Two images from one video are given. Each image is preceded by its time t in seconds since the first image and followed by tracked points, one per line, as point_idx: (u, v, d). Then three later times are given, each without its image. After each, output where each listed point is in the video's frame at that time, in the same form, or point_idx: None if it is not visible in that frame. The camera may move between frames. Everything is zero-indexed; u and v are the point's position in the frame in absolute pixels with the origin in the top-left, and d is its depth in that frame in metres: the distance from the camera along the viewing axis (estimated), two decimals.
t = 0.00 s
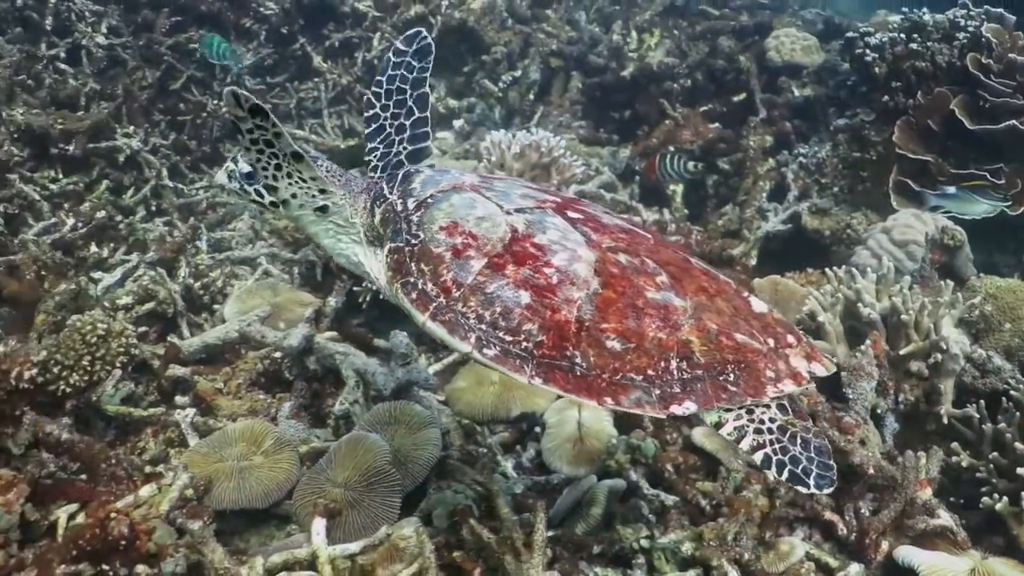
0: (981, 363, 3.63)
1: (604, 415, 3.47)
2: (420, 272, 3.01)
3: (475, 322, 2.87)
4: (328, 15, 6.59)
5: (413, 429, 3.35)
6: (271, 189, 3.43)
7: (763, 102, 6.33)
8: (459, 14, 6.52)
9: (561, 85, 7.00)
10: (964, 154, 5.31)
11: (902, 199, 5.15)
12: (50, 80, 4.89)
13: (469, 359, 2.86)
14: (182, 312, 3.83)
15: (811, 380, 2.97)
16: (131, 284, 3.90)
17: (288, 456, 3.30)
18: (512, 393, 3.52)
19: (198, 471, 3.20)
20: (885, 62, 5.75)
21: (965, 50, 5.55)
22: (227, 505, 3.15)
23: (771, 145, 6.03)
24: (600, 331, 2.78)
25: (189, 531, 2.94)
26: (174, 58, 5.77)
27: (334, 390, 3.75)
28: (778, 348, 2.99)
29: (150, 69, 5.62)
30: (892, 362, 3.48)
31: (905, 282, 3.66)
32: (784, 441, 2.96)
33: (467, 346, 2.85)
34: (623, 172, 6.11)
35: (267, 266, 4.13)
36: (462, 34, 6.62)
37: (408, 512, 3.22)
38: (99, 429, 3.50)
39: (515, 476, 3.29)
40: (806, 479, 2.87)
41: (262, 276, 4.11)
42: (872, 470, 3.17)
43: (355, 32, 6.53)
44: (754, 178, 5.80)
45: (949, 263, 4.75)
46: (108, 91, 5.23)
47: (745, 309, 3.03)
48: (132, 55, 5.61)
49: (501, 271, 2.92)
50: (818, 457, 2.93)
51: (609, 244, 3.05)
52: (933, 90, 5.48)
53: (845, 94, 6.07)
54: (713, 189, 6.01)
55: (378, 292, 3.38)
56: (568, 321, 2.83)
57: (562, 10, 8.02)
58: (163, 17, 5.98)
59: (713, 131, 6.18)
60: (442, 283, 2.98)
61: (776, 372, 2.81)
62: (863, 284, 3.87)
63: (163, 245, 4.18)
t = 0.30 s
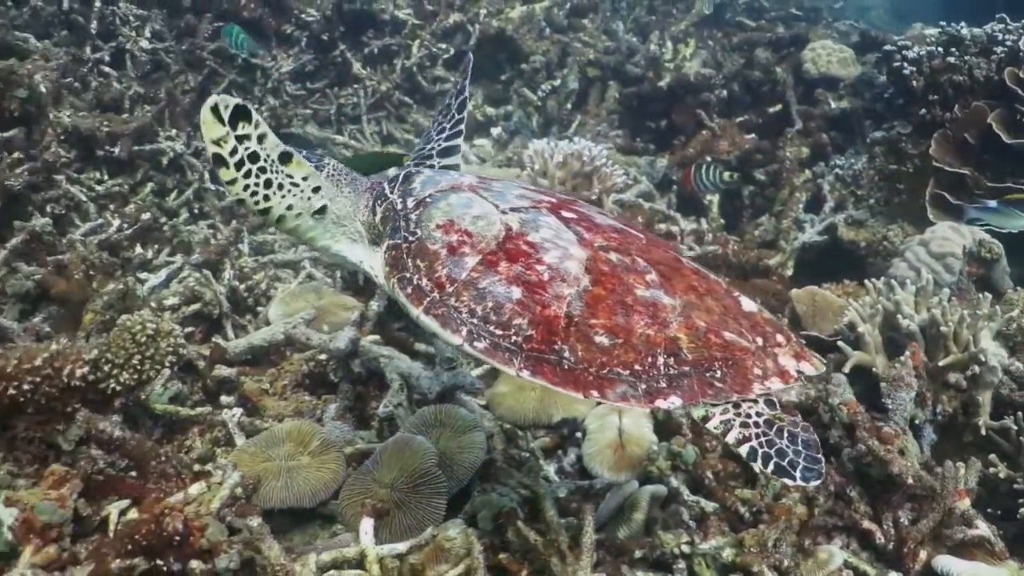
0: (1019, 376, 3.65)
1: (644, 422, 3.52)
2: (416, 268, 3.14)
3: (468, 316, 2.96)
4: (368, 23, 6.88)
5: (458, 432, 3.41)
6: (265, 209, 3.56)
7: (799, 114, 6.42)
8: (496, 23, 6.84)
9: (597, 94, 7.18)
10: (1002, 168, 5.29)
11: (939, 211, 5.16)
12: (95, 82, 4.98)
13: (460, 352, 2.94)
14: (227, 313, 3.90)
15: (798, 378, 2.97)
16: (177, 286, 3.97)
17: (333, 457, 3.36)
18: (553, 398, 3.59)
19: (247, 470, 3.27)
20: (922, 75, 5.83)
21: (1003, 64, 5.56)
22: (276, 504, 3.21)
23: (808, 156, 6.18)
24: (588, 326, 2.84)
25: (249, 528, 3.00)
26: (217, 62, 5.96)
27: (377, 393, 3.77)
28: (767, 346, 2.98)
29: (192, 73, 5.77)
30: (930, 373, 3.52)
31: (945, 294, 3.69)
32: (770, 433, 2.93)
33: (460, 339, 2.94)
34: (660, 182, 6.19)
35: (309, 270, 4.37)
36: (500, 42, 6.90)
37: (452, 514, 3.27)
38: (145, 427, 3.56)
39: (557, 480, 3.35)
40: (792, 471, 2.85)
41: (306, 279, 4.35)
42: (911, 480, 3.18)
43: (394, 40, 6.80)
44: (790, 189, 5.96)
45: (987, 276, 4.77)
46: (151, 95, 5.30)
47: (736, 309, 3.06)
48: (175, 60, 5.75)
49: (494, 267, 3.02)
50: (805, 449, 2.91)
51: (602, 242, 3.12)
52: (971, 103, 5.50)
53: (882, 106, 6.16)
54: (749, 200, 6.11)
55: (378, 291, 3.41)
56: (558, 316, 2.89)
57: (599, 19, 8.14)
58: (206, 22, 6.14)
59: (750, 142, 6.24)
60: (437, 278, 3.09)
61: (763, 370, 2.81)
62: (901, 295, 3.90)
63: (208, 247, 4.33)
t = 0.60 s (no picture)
0: None
1: (683, 436, 3.60)
2: (408, 265, 3.44)
3: (455, 313, 3.26)
4: (408, 36, 6.83)
5: (504, 444, 3.48)
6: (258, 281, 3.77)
7: (836, 131, 6.41)
8: (535, 39, 7.07)
9: (635, 110, 7.08)
10: None
11: (976, 230, 5.23)
12: (142, 93, 5.13)
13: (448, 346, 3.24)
14: (273, 323, 3.98)
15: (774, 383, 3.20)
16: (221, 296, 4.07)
17: (381, 466, 3.43)
18: (596, 412, 3.66)
19: (297, 477, 3.34)
20: (959, 95, 5.79)
21: None
22: (325, 511, 3.29)
23: (843, 173, 6.14)
24: (571, 327, 3.12)
25: (306, 533, 3.11)
26: (260, 74, 6.07)
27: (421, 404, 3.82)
28: (745, 351, 3.23)
29: (235, 85, 5.86)
30: (969, 391, 3.58)
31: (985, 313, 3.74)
32: (744, 436, 3.23)
33: (446, 334, 3.24)
34: (698, 198, 6.11)
35: (354, 282, 4.52)
36: (539, 57, 7.07)
37: (497, 525, 3.33)
38: (195, 433, 3.67)
39: (601, 492, 3.40)
40: (763, 471, 3.16)
41: (351, 290, 4.51)
42: (950, 496, 3.18)
43: (434, 54, 6.78)
44: (826, 207, 5.86)
45: None
46: (195, 106, 5.42)
47: (716, 314, 3.29)
48: (218, 71, 5.87)
49: (483, 268, 3.31)
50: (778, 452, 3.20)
51: (588, 245, 3.37)
52: (1008, 123, 5.45)
53: (919, 125, 6.13)
54: (785, 217, 6.06)
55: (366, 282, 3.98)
56: (542, 316, 3.18)
57: (636, 36, 8.25)
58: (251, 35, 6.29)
59: (787, 159, 6.13)
60: (429, 275, 3.39)
61: (738, 374, 3.07)
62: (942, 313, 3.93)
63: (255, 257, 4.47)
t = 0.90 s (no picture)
0: None
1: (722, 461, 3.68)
2: (399, 265, 3.68)
3: (439, 314, 3.47)
4: (443, 63, 6.80)
5: (548, 468, 3.55)
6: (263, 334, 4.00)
7: (869, 160, 6.49)
8: (569, 66, 7.09)
9: (668, 138, 7.12)
10: None
11: (1009, 259, 5.27)
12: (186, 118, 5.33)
13: (431, 346, 3.46)
14: (317, 346, 4.11)
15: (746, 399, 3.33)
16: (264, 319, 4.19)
17: (428, 488, 3.49)
18: (636, 437, 3.74)
19: (345, 499, 3.41)
20: (992, 125, 5.79)
21: None
22: (373, 533, 3.32)
23: (876, 202, 6.14)
24: (549, 334, 3.30)
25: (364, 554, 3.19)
26: (299, 100, 6.20)
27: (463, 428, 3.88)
28: (720, 366, 3.36)
29: (275, 110, 6.05)
30: (1005, 419, 3.64)
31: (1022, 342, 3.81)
32: (709, 449, 3.22)
33: (431, 333, 3.46)
34: (733, 225, 6.12)
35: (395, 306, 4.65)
36: (573, 85, 7.06)
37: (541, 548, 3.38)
38: (242, 454, 3.74)
39: (644, 516, 3.48)
40: (724, 484, 3.14)
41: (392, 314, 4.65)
42: (989, 523, 3.18)
43: (470, 81, 6.73)
44: (859, 236, 5.81)
45: None
46: (235, 130, 5.62)
47: (695, 327, 3.42)
48: (258, 96, 6.02)
49: (469, 273, 3.52)
50: (738, 466, 3.17)
51: (573, 255, 3.53)
52: None
53: (951, 153, 6.16)
54: (819, 244, 5.95)
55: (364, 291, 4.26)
56: (522, 321, 3.37)
57: (669, 65, 8.40)
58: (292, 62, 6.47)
59: (820, 187, 6.13)
60: (418, 276, 3.64)
61: (709, 389, 3.20)
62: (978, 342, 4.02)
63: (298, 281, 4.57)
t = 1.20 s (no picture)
0: None
1: (764, 482, 3.71)
2: (399, 260, 3.78)
3: (433, 308, 3.57)
4: (482, 86, 6.85)
5: (593, 488, 3.64)
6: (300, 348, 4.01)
7: (903, 186, 6.50)
8: (607, 91, 6.98)
9: (703, 162, 7.14)
10: None
11: None
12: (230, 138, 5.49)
13: (424, 339, 3.56)
14: (362, 364, 4.19)
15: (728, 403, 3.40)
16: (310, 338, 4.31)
17: (475, 506, 3.56)
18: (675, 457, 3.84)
19: (395, 515, 3.51)
20: None
21: None
22: (422, 549, 3.40)
23: (911, 227, 6.09)
24: (537, 332, 3.39)
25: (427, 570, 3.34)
26: (339, 121, 6.24)
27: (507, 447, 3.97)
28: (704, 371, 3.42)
29: (315, 130, 6.15)
30: None
31: None
32: (681, 454, 3.29)
33: (423, 326, 3.55)
34: (768, 249, 6.07)
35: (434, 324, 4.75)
36: (609, 108, 6.97)
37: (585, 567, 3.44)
38: (290, 469, 3.84)
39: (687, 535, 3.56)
40: (694, 490, 3.20)
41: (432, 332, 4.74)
42: None
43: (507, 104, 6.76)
44: (894, 261, 5.77)
45: None
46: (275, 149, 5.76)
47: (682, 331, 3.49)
48: (299, 117, 6.10)
49: (464, 270, 3.61)
50: (710, 472, 3.21)
51: (567, 256, 3.61)
52: None
53: (986, 180, 6.33)
54: (853, 268, 5.95)
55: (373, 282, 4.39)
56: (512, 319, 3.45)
57: (703, 89, 8.35)
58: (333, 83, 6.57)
59: (855, 213, 6.11)
60: (415, 271, 3.74)
61: (690, 392, 3.27)
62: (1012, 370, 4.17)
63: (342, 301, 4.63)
